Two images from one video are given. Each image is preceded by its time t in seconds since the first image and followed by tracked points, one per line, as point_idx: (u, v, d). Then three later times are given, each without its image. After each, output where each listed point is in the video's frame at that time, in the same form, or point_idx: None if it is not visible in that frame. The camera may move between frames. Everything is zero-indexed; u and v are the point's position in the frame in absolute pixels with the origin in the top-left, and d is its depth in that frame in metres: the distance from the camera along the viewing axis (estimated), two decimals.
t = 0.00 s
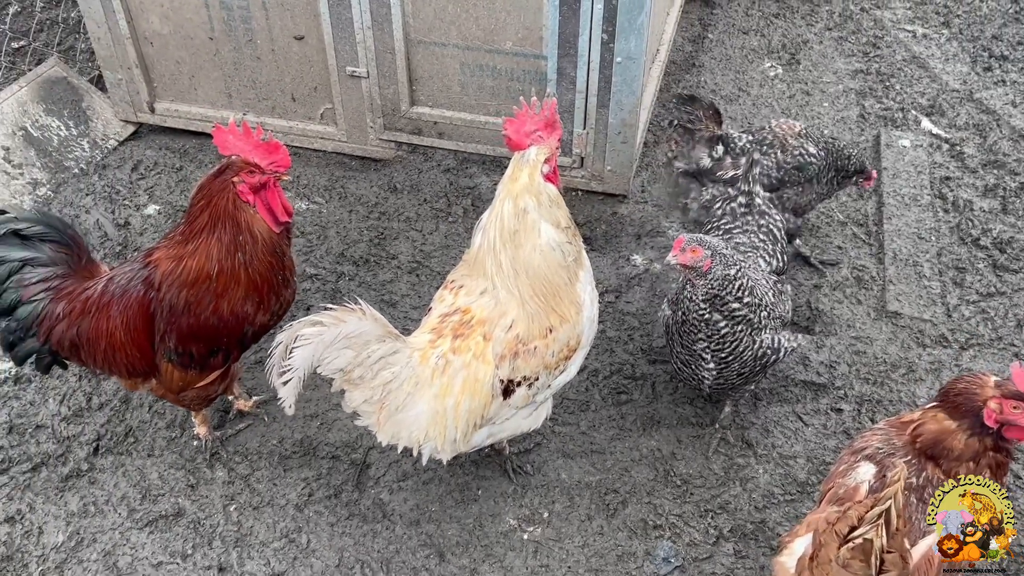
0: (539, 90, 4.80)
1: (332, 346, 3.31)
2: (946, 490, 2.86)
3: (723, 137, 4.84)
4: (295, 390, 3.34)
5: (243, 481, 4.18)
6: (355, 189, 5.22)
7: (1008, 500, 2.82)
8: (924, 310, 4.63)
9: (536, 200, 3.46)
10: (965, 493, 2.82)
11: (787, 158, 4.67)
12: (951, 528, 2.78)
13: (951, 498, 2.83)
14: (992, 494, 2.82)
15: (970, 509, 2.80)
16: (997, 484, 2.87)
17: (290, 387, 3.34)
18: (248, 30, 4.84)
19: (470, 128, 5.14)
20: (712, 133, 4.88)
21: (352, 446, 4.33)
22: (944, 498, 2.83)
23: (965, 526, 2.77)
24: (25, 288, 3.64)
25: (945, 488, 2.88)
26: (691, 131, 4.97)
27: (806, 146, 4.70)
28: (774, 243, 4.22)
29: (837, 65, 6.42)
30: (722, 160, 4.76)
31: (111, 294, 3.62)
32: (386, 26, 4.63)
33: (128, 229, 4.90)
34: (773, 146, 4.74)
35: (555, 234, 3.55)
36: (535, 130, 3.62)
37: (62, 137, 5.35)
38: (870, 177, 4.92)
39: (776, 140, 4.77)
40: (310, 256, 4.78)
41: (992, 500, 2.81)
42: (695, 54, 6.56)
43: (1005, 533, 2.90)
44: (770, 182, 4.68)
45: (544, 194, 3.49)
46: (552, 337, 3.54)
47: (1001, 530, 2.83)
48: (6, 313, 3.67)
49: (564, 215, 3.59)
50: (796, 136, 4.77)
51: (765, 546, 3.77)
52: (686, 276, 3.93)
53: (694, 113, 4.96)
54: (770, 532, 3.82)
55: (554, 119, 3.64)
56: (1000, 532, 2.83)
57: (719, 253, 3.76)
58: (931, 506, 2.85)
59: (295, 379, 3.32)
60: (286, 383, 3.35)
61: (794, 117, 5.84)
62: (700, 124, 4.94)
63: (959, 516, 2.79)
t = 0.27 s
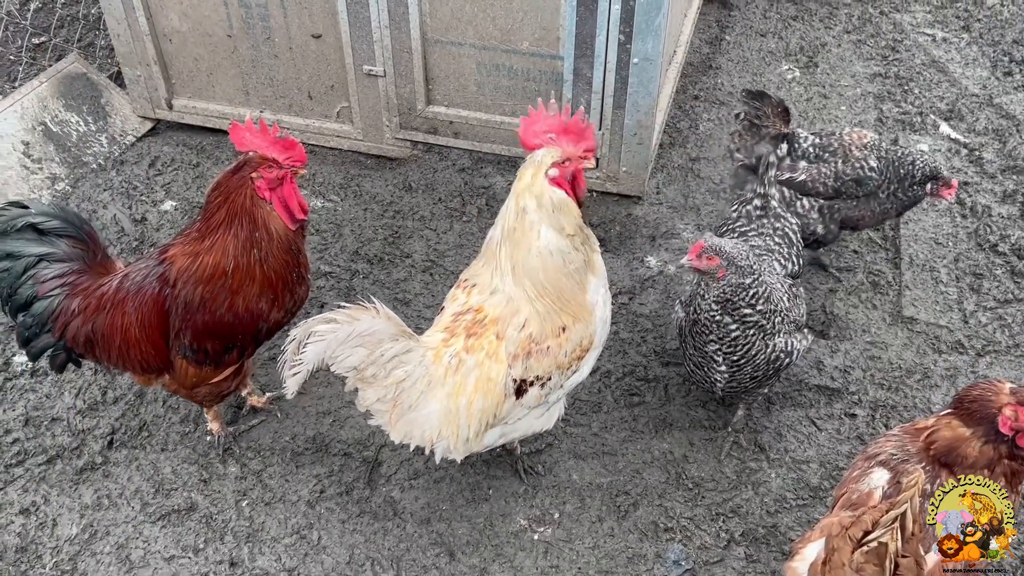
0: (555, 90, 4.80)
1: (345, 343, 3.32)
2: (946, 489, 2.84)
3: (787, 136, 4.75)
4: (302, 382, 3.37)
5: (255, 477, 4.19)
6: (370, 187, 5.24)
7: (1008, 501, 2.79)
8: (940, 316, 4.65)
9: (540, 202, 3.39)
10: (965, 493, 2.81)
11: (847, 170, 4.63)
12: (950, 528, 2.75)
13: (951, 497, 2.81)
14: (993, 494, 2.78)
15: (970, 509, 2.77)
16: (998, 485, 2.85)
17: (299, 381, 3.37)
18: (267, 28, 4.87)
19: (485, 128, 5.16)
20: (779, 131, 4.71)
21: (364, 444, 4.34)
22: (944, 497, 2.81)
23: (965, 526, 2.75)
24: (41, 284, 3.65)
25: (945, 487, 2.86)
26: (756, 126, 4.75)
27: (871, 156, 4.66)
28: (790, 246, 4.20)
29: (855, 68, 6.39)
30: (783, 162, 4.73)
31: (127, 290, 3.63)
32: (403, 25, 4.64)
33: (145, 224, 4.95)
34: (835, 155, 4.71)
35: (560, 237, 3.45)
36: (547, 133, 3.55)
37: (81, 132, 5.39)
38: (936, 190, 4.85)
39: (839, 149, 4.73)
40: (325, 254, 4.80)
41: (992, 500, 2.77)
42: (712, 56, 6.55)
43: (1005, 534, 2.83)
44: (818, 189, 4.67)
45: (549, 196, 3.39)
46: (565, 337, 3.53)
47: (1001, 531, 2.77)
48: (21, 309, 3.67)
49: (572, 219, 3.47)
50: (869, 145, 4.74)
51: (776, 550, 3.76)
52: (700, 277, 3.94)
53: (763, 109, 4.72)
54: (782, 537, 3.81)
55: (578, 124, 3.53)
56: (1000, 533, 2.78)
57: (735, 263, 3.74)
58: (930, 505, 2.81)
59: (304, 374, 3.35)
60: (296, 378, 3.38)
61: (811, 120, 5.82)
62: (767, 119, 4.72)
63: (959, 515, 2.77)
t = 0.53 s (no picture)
0: (566, 91, 4.80)
1: (356, 340, 3.30)
2: (945, 489, 2.68)
3: (822, 138, 4.82)
4: (314, 381, 3.34)
5: (262, 474, 4.21)
6: (380, 186, 5.25)
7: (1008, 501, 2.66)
8: (951, 320, 4.64)
9: (550, 204, 3.39)
10: (965, 493, 2.66)
11: (878, 176, 4.63)
12: (950, 528, 2.60)
13: (951, 497, 2.65)
14: (993, 494, 2.66)
15: (970, 509, 2.62)
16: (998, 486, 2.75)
17: (311, 379, 3.33)
18: (279, 26, 4.89)
19: (495, 127, 5.16)
20: (814, 132, 4.77)
21: (372, 442, 4.35)
22: (943, 497, 2.65)
23: (965, 527, 2.60)
24: (55, 286, 3.65)
25: (944, 487, 2.70)
26: (793, 125, 4.78)
27: (907, 158, 4.60)
28: (800, 248, 4.19)
29: (867, 70, 6.37)
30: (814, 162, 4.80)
31: (142, 290, 3.63)
32: (415, 24, 4.65)
33: (156, 221, 4.97)
34: (867, 159, 4.70)
35: (570, 239, 3.47)
36: (559, 136, 3.57)
37: (93, 129, 5.41)
38: (977, 155, 4.39)
39: (871, 155, 4.71)
40: (335, 252, 4.81)
41: (992, 500, 2.65)
42: (723, 57, 6.54)
43: (1006, 534, 2.65)
44: (848, 194, 4.68)
45: (560, 199, 3.39)
46: (573, 337, 3.54)
47: (1002, 531, 2.62)
48: (36, 312, 3.65)
49: (582, 222, 3.47)
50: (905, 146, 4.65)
51: (783, 553, 3.75)
52: (709, 278, 3.93)
53: (800, 109, 4.76)
54: (790, 540, 3.80)
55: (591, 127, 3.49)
56: (1001, 533, 2.62)
57: (746, 262, 3.73)
58: (930, 504, 2.63)
59: (316, 371, 3.32)
60: (307, 375, 3.34)
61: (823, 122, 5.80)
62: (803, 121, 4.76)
63: (959, 516, 2.61)
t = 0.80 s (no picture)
0: (571, 90, 4.80)
1: (357, 337, 3.31)
2: (946, 488, 2.60)
3: (828, 141, 4.82)
4: (313, 373, 3.37)
5: (266, 472, 4.21)
6: (385, 185, 5.25)
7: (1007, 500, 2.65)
8: (956, 323, 4.63)
9: (562, 206, 3.44)
10: (965, 493, 2.60)
11: (883, 178, 4.61)
12: (950, 527, 2.55)
13: (952, 497, 2.57)
14: (992, 493, 2.64)
15: (970, 509, 2.58)
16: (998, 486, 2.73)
17: (310, 370, 3.36)
18: (284, 25, 4.89)
19: (500, 127, 5.16)
20: (820, 134, 4.78)
21: (375, 441, 4.35)
22: (945, 496, 2.56)
23: (965, 527, 2.55)
24: (66, 283, 3.66)
25: (945, 486, 2.62)
26: (799, 127, 4.79)
27: (910, 154, 4.57)
28: (805, 249, 4.19)
29: (873, 72, 6.36)
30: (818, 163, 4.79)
31: (153, 286, 3.62)
32: (420, 23, 4.65)
33: (161, 219, 4.98)
34: (871, 161, 4.69)
35: (579, 241, 3.51)
36: (572, 139, 3.62)
37: (99, 126, 5.43)
38: (982, 138, 4.30)
39: (876, 157, 4.70)
40: (339, 251, 4.82)
41: (992, 500, 2.63)
42: (729, 58, 6.54)
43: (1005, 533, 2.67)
44: (853, 196, 4.67)
45: (572, 201, 3.46)
46: (577, 336, 3.54)
47: (1001, 531, 2.63)
48: (46, 311, 3.66)
49: (590, 224, 3.55)
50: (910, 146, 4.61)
51: (786, 555, 3.74)
52: (714, 278, 3.93)
53: (807, 111, 4.76)
54: (793, 541, 3.79)
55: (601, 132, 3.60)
56: (1000, 533, 2.63)
57: (751, 263, 3.73)
58: (931, 504, 2.54)
59: (316, 365, 3.34)
60: (306, 367, 3.37)
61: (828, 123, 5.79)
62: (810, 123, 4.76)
63: (959, 516, 2.56)
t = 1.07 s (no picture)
0: (574, 91, 4.80)
1: (361, 336, 3.27)
2: (945, 488, 2.62)
3: (830, 142, 4.79)
4: (319, 377, 3.35)
5: (267, 471, 4.21)
6: (387, 185, 5.26)
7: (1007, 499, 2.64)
8: (959, 324, 4.63)
9: (564, 207, 3.45)
10: (965, 492, 2.60)
11: (884, 180, 4.61)
12: (950, 527, 2.55)
13: (951, 497, 2.58)
14: (991, 493, 2.64)
15: (970, 509, 2.58)
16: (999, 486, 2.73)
17: (316, 375, 3.33)
18: (287, 24, 4.90)
19: (503, 127, 5.16)
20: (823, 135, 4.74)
21: (376, 440, 4.35)
22: (945, 496, 2.57)
23: (965, 527, 2.55)
24: (69, 279, 3.65)
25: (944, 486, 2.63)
26: (801, 129, 4.79)
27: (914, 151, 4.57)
28: (808, 250, 4.18)
29: (877, 73, 6.35)
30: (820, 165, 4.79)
31: (157, 283, 3.62)
32: (423, 23, 4.66)
33: (163, 217, 4.98)
34: (873, 163, 4.69)
35: (581, 241, 3.52)
36: (574, 138, 3.65)
37: (102, 125, 5.43)
38: (987, 136, 4.26)
39: (876, 160, 4.69)
40: (342, 250, 4.82)
41: (992, 499, 2.62)
42: (732, 58, 6.54)
43: (1005, 533, 2.65)
44: (854, 198, 4.69)
45: (574, 202, 3.47)
46: (578, 337, 3.54)
47: (1001, 531, 2.61)
48: (50, 306, 3.65)
49: (592, 225, 3.56)
50: (911, 149, 4.60)
51: (788, 556, 3.74)
52: (716, 279, 3.92)
53: (810, 113, 4.74)
54: (794, 543, 3.79)
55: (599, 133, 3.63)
56: (1000, 533, 2.61)
57: (754, 264, 3.72)
58: (931, 504, 2.55)
59: (322, 367, 3.31)
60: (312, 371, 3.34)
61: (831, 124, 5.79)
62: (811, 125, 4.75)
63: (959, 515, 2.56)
